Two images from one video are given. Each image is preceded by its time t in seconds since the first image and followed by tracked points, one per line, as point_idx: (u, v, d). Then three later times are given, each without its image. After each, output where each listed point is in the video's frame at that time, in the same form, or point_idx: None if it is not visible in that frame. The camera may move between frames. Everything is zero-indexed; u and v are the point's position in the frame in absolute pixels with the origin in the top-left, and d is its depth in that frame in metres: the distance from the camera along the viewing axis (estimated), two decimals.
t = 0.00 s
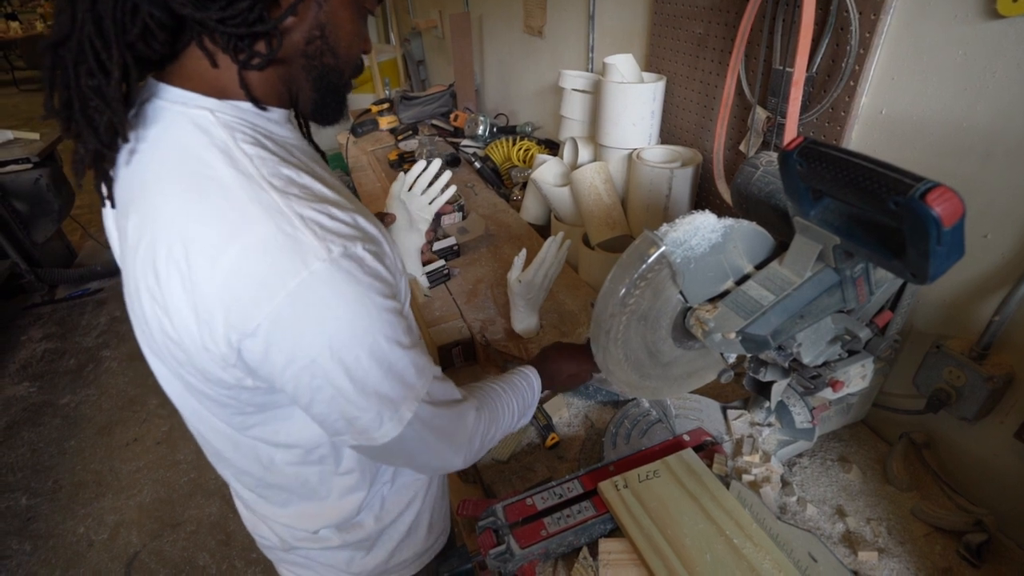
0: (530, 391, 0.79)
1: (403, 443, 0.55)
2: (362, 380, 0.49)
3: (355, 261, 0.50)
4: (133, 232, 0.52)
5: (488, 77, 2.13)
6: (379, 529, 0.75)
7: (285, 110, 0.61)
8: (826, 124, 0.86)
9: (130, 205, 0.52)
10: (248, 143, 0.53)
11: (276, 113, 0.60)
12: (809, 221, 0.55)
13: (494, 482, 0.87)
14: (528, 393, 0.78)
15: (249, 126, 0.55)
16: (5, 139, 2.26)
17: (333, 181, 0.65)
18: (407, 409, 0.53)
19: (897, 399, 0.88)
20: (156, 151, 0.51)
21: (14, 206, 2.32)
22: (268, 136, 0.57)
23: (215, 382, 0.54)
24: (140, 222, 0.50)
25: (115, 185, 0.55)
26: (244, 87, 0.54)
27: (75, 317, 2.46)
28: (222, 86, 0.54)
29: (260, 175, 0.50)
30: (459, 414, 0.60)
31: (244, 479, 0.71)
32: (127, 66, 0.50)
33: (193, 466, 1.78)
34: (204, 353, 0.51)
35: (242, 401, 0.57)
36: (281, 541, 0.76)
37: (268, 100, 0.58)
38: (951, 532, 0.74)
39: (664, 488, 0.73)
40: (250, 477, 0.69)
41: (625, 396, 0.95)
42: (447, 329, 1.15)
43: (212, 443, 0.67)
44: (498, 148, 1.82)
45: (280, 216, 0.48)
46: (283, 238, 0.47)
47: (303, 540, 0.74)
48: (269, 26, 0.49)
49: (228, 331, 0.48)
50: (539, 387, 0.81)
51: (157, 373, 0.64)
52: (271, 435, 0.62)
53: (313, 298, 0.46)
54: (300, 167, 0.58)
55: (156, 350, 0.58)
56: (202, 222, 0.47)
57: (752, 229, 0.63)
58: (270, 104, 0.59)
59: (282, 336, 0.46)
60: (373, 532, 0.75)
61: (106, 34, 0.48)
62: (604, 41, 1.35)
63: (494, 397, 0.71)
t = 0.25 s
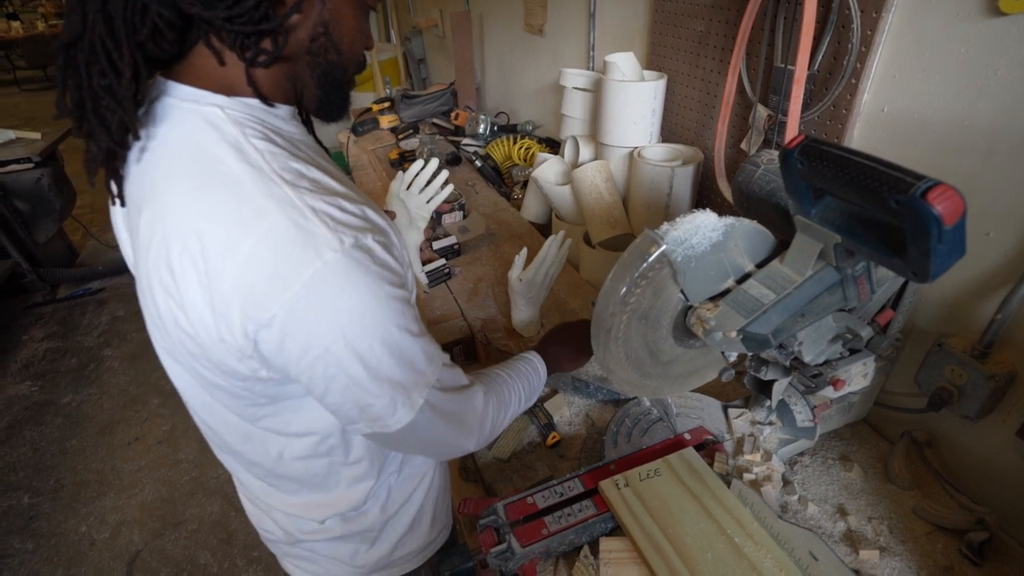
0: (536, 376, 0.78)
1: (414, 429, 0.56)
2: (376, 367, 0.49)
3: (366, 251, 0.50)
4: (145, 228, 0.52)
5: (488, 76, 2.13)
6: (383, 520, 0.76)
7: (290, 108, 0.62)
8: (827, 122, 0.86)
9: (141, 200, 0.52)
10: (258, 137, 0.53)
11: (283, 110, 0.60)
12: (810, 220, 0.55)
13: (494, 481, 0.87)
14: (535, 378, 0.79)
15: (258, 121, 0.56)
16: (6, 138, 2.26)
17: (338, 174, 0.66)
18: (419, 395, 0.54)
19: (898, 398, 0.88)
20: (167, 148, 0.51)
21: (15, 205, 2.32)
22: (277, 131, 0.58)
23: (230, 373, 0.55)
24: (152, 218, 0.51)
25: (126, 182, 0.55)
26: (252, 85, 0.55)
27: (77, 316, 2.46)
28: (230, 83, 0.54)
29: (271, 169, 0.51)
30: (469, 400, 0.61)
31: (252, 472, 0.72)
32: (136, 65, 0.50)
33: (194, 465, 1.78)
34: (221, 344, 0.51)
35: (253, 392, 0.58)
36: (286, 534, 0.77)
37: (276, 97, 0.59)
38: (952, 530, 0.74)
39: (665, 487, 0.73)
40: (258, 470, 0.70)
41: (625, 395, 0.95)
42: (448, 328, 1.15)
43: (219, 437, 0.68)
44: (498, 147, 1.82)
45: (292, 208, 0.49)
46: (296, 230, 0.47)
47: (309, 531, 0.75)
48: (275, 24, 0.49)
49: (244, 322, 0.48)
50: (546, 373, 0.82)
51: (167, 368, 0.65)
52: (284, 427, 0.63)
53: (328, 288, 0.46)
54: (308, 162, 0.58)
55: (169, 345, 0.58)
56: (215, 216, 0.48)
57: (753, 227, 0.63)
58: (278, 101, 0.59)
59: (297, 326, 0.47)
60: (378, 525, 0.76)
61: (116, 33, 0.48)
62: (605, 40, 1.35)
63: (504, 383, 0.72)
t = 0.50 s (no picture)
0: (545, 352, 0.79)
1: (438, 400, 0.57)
2: (396, 345, 0.51)
3: (377, 235, 0.52)
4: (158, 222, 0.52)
5: (489, 75, 2.13)
6: (387, 515, 0.77)
7: (296, 104, 0.63)
8: (828, 121, 0.86)
9: (154, 195, 0.53)
10: (269, 131, 0.55)
11: (290, 106, 0.61)
12: (810, 218, 0.55)
13: (495, 480, 0.87)
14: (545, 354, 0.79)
15: (268, 116, 0.57)
16: (8, 139, 2.27)
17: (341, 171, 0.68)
18: (439, 371, 0.55)
19: (900, 397, 0.87)
20: (179, 143, 0.52)
21: (17, 205, 2.32)
22: (285, 126, 0.59)
23: (247, 362, 0.55)
24: (166, 210, 0.51)
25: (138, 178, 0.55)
26: (261, 82, 0.56)
27: (79, 316, 2.46)
28: (239, 79, 0.55)
29: (283, 162, 0.52)
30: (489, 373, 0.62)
31: (262, 465, 0.73)
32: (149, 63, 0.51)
33: (195, 465, 1.79)
34: (240, 332, 0.51)
35: (266, 381, 0.59)
36: (289, 530, 0.77)
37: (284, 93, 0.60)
38: (954, 529, 0.73)
39: (666, 486, 0.73)
40: (266, 462, 0.71)
41: (626, 394, 0.95)
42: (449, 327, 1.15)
43: (227, 429, 0.68)
44: (499, 146, 1.82)
45: (306, 197, 0.50)
46: (312, 215, 0.49)
47: (313, 526, 0.75)
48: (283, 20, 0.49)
49: (263, 308, 0.48)
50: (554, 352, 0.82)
51: (177, 364, 0.65)
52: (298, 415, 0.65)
53: (347, 268, 0.48)
54: (316, 155, 0.60)
55: (182, 340, 0.58)
56: (231, 204, 0.49)
57: (753, 226, 0.63)
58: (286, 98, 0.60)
59: (319, 309, 0.48)
60: (381, 520, 0.77)
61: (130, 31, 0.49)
62: (605, 39, 1.35)
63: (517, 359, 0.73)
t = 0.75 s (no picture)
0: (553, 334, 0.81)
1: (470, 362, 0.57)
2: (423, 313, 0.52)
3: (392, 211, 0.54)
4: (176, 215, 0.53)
5: (489, 75, 2.13)
6: (390, 509, 0.78)
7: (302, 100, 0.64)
8: (828, 120, 0.86)
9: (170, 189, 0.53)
10: (280, 122, 0.56)
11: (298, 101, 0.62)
12: (810, 217, 0.55)
13: (497, 478, 0.87)
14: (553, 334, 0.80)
15: (278, 108, 0.58)
16: (9, 139, 2.27)
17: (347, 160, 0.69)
18: (468, 335, 0.55)
19: (900, 395, 0.87)
20: (193, 136, 0.53)
21: (19, 206, 2.33)
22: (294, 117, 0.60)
23: (271, 350, 0.56)
24: (184, 202, 0.52)
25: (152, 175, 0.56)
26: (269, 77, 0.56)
27: (80, 316, 2.47)
28: (249, 72, 0.56)
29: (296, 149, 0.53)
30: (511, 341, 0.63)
31: (270, 458, 0.73)
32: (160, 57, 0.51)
33: (196, 465, 1.79)
34: (267, 317, 0.52)
35: (284, 369, 0.59)
36: (292, 528, 0.78)
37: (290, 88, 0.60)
38: (956, 528, 0.73)
39: (667, 485, 0.73)
40: (275, 454, 0.72)
41: (627, 392, 0.95)
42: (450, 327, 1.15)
43: (237, 423, 0.69)
44: (499, 146, 1.82)
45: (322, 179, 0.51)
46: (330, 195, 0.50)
47: (317, 523, 0.75)
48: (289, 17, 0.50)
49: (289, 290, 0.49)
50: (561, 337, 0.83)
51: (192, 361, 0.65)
52: (312, 403, 0.65)
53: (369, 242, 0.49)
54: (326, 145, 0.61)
55: (200, 333, 0.59)
56: (249, 190, 0.50)
57: (753, 225, 0.63)
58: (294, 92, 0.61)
59: (346, 285, 0.48)
60: (383, 515, 0.77)
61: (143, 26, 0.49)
62: (605, 38, 1.35)
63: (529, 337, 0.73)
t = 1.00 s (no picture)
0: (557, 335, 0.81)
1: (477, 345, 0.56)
2: (428, 293, 0.51)
3: (391, 192, 0.53)
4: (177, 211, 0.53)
5: (489, 75, 2.13)
6: (399, 500, 0.78)
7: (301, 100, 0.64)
8: (829, 119, 0.86)
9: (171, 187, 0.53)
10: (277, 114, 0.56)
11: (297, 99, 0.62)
12: (810, 216, 0.55)
13: (498, 478, 0.87)
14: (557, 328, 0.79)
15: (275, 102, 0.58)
16: (11, 140, 2.27)
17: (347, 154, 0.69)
18: (473, 316, 0.55)
19: (901, 395, 0.88)
20: (193, 133, 0.53)
21: (20, 206, 2.33)
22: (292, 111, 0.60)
23: (279, 341, 0.56)
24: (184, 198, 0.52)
25: (154, 175, 0.56)
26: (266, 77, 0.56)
27: (81, 317, 2.47)
28: (245, 71, 0.56)
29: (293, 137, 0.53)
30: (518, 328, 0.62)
31: (279, 453, 0.74)
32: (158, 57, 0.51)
33: (198, 465, 1.79)
34: (273, 306, 0.52)
35: (291, 361, 0.59)
36: (303, 523, 0.78)
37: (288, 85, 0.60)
38: (957, 527, 0.73)
39: (668, 484, 0.73)
40: (284, 449, 0.72)
41: (628, 392, 0.95)
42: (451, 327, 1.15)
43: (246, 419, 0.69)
44: (499, 146, 1.82)
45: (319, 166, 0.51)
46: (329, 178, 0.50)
47: (327, 517, 0.76)
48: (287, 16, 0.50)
49: (293, 277, 0.49)
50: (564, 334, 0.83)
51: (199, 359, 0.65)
52: (322, 396, 0.65)
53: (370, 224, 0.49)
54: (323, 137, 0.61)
55: (208, 329, 0.59)
56: (249, 180, 0.50)
57: (753, 224, 0.63)
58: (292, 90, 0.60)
59: (348, 271, 0.49)
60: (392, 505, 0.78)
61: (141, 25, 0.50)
62: (605, 38, 1.35)
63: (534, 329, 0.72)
